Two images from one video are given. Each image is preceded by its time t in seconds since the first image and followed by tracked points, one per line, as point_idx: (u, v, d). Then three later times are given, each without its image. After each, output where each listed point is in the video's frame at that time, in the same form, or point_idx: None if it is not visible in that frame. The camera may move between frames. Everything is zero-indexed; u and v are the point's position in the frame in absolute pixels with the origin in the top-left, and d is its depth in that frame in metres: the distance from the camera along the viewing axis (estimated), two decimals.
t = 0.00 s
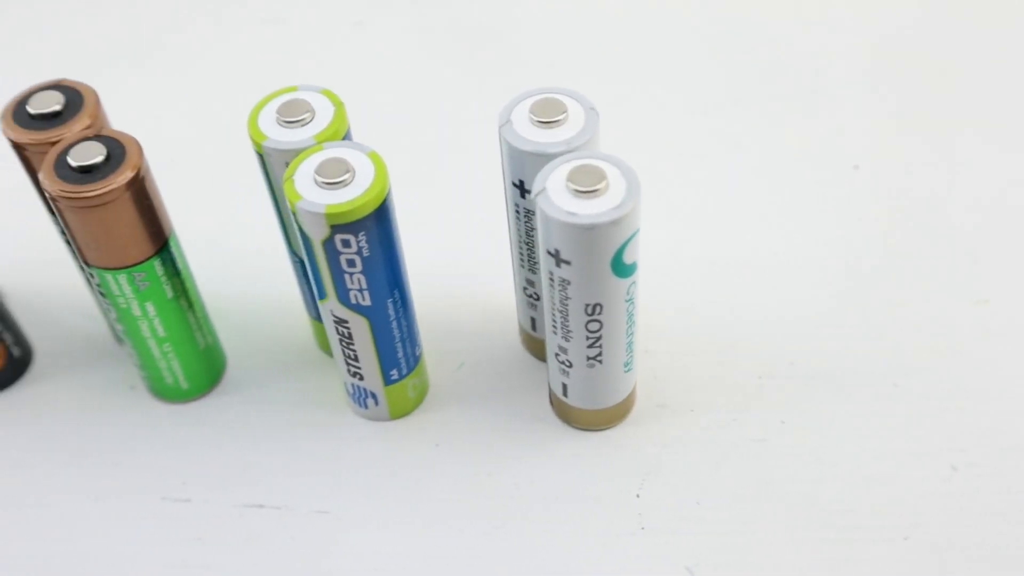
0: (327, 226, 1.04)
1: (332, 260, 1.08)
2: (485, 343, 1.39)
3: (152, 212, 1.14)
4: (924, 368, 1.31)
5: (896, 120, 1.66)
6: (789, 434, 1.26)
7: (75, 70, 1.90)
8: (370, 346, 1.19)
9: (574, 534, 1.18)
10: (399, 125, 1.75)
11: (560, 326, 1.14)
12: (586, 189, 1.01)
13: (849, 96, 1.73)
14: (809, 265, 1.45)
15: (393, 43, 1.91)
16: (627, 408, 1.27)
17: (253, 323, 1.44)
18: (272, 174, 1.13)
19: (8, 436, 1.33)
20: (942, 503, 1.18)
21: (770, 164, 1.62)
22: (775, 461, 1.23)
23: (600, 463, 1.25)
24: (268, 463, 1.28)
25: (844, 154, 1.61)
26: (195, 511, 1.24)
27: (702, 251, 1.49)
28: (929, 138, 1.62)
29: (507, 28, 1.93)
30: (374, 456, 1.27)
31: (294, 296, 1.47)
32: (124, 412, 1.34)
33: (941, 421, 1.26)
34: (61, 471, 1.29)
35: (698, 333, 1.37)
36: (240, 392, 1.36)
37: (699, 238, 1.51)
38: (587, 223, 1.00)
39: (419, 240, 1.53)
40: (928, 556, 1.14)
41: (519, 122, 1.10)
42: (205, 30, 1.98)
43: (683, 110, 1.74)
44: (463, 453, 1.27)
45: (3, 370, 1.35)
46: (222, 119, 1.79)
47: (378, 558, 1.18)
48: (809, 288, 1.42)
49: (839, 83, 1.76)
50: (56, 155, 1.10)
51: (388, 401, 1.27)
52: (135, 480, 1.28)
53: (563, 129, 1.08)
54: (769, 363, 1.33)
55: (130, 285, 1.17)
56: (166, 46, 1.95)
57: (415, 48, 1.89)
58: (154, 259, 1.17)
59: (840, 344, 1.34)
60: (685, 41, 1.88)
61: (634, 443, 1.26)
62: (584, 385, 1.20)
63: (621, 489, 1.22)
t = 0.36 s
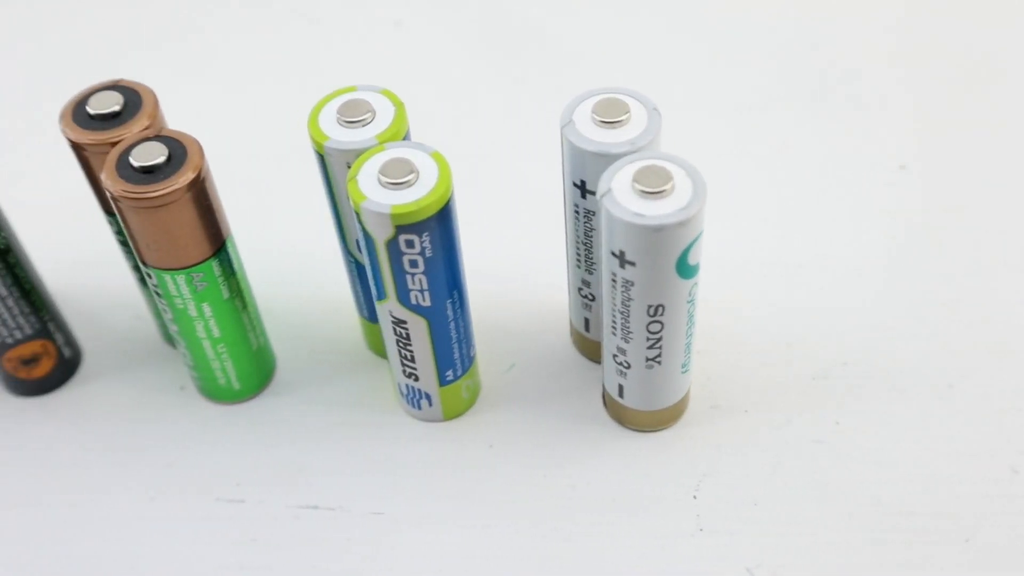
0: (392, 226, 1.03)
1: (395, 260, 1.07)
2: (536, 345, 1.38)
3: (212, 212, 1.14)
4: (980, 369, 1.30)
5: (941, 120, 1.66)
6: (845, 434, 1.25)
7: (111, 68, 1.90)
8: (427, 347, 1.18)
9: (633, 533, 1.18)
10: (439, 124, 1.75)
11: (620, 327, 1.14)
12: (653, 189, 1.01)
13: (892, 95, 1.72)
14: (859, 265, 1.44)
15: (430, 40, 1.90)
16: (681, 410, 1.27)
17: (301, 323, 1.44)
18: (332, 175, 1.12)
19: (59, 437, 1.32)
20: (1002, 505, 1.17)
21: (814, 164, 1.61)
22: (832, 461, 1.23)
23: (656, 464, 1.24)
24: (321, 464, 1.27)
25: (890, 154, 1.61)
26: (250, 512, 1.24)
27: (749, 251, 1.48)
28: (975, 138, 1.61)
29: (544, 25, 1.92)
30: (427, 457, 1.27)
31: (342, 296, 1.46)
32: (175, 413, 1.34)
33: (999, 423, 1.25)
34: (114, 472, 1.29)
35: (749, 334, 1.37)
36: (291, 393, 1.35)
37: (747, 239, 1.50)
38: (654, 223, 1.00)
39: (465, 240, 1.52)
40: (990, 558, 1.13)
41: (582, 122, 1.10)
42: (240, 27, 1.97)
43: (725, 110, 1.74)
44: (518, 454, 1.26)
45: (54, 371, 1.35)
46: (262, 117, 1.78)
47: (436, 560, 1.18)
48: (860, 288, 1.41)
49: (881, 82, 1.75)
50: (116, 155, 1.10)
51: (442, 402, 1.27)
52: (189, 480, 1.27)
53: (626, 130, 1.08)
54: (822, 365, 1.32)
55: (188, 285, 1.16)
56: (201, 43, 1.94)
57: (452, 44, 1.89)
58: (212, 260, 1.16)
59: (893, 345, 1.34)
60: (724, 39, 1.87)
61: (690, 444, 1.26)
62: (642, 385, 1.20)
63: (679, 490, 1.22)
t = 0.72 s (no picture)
0: (450, 226, 1.03)
1: (451, 260, 1.07)
2: (581, 345, 1.38)
3: (265, 213, 1.14)
4: None
5: (981, 120, 1.65)
6: (896, 435, 1.25)
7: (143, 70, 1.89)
8: (478, 347, 1.18)
9: (685, 534, 1.18)
10: (475, 127, 1.74)
11: (675, 327, 1.13)
12: (713, 189, 1.00)
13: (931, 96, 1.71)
14: (903, 266, 1.44)
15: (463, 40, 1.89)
16: (730, 410, 1.26)
17: (342, 325, 1.43)
18: (386, 175, 1.12)
19: (104, 440, 1.32)
20: None
21: (854, 165, 1.61)
22: (883, 462, 1.22)
23: (706, 465, 1.24)
24: (368, 465, 1.27)
25: (931, 155, 1.60)
26: (298, 513, 1.23)
27: (792, 252, 1.48)
28: (1017, 138, 1.61)
29: (577, 26, 1.92)
30: (474, 458, 1.26)
31: (383, 297, 1.46)
32: (219, 413, 1.34)
33: None
34: (160, 473, 1.29)
35: (795, 334, 1.36)
36: (335, 393, 1.35)
37: (789, 239, 1.50)
38: (715, 223, 0.99)
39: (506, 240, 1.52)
40: None
41: (637, 122, 1.09)
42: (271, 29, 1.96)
43: (762, 110, 1.73)
44: (567, 455, 1.26)
45: (98, 372, 1.35)
46: (297, 118, 1.78)
47: (487, 561, 1.17)
48: (906, 289, 1.41)
49: (920, 82, 1.74)
50: (171, 155, 1.10)
51: (490, 403, 1.26)
52: (236, 481, 1.27)
53: (683, 129, 1.08)
54: (870, 365, 1.32)
55: (240, 285, 1.16)
56: (233, 44, 1.94)
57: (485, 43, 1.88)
58: (264, 260, 1.16)
59: (942, 345, 1.33)
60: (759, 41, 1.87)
61: (739, 444, 1.25)
62: (693, 386, 1.19)
63: (730, 491, 1.21)
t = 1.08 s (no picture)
0: (522, 227, 1.03)
1: (520, 261, 1.07)
2: (637, 346, 1.37)
3: (330, 213, 1.13)
4: None
5: None
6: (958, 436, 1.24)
7: (179, 62, 1.88)
8: (541, 347, 1.18)
9: (749, 536, 1.17)
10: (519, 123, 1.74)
11: (741, 328, 1.13)
12: (787, 188, 1.00)
13: (979, 96, 1.71)
14: (957, 263, 1.43)
15: (502, 31, 1.88)
16: (791, 411, 1.26)
17: (395, 326, 1.43)
18: (452, 175, 1.12)
19: (160, 440, 1.32)
20: None
21: (904, 165, 1.60)
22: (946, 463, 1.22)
23: (768, 466, 1.23)
24: (428, 466, 1.27)
25: (982, 155, 1.60)
26: (359, 514, 1.23)
27: (845, 251, 1.47)
28: None
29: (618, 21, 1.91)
30: (534, 460, 1.26)
31: (435, 297, 1.46)
32: (275, 414, 1.34)
33: None
34: (218, 473, 1.28)
35: (853, 335, 1.36)
36: (391, 394, 1.35)
37: (842, 239, 1.49)
38: (790, 223, 0.99)
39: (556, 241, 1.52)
40: None
41: (706, 121, 1.09)
42: (307, 20, 1.95)
43: (809, 111, 1.73)
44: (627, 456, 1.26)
45: (154, 372, 1.34)
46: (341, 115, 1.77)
47: (551, 562, 1.17)
48: (963, 288, 1.40)
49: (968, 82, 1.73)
50: (238, 154, 1.09)
51: (550, 403, 1.26)
52: (295, 482, 1.27)
53: (753, 129, 1.07)
54: (930, 365, 1.31)
55: (304, 286, 1.16)
56: (268, 36, 1.92)
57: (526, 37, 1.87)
58: (328, 261, 1.16)
59: (1003, 344, 1.32)
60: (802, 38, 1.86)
61: (800, 446, 1.25)
62: (756, 386, 1.19)
63: (793, 493, 1.21)
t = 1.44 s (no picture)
0: (588, 227, 1.02)
1: (584, 261, 1.06)
2: (687, 346, 1.37)
3: (390, 214, 1.13)
4: None
5: None
6: (1015, 437, 1.23)
7: (215, 57, 1.87)
8: (599, 348, 1.17)
9: (808, 538, 1.17)
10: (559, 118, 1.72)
11: (802, 328, 1.12)
12: (856, 189, 0.99)
13: None
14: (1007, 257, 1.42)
15: (541, 30, 1.87)
16: (846, 413, 1.25)
17: (443, 326, 1.43)
18: (513, 175, 1.12)
19: (211, 439, 1.31)
20: None
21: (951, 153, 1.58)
22: (1004, 464, 1.21)
23: (824, 467, 1.23)
24: (483, 468, 1.26)
25: None
26: (415, 516, 1.22)
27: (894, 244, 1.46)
28: None
29: (656, 14, 1.89)
30: (589, 462, 1.26)
31: (483, 298, 1.45)
32: (326, 414, 1.33)
33: None
34: (270, 473, 1.28)
35: (905, 334, 1.35)
36: (442, 394, 1.34)
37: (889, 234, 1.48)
38: (860, 224, 0.98)
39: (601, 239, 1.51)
40: None
41: (769, 121, 1.08)
42: (342, 13, 1.93)
43: (851, 100, 1.71)
44: (682, 458, 1.25)
45: (204, 372, 1.34)
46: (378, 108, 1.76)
47: (611, 564, 1.16)
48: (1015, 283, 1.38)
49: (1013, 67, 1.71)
50: (299, 154, 1.09)
51: (605, 404, 1.26)
52: (349, 483, 1.26)
53: (817, 129, 1.07)
54: (984, 364, 1.30)
55: (362, 287, 1.16)
56: (303, 29, 1.91)
57: (564, 35, 1.86)
58: (386, 262, 1.15)
59: None
60: (843, 27, 1.84)
61: (857, 447, 1.24)
62: (814, 388, 1.18)
63: (850, 494, 1.20)
